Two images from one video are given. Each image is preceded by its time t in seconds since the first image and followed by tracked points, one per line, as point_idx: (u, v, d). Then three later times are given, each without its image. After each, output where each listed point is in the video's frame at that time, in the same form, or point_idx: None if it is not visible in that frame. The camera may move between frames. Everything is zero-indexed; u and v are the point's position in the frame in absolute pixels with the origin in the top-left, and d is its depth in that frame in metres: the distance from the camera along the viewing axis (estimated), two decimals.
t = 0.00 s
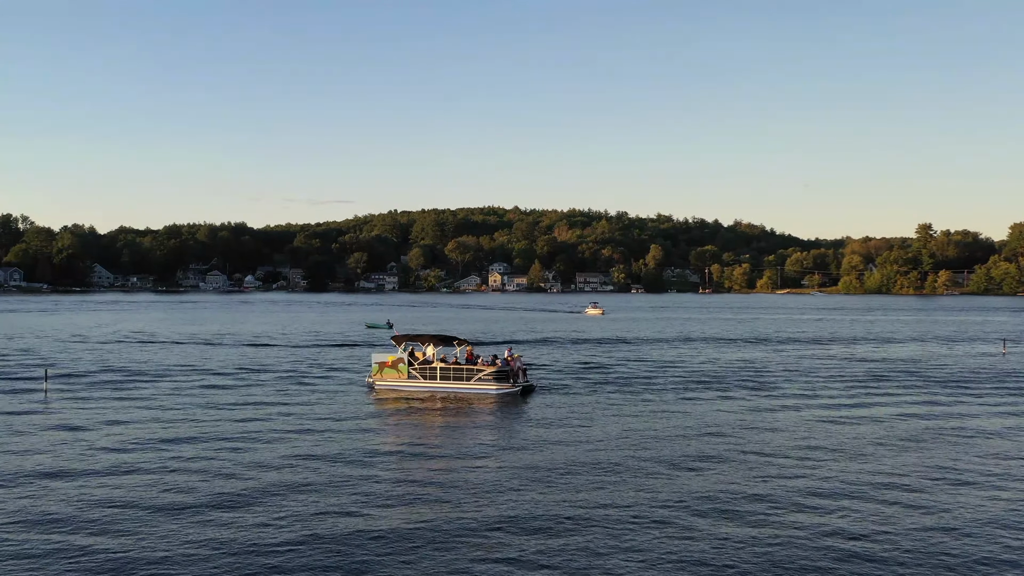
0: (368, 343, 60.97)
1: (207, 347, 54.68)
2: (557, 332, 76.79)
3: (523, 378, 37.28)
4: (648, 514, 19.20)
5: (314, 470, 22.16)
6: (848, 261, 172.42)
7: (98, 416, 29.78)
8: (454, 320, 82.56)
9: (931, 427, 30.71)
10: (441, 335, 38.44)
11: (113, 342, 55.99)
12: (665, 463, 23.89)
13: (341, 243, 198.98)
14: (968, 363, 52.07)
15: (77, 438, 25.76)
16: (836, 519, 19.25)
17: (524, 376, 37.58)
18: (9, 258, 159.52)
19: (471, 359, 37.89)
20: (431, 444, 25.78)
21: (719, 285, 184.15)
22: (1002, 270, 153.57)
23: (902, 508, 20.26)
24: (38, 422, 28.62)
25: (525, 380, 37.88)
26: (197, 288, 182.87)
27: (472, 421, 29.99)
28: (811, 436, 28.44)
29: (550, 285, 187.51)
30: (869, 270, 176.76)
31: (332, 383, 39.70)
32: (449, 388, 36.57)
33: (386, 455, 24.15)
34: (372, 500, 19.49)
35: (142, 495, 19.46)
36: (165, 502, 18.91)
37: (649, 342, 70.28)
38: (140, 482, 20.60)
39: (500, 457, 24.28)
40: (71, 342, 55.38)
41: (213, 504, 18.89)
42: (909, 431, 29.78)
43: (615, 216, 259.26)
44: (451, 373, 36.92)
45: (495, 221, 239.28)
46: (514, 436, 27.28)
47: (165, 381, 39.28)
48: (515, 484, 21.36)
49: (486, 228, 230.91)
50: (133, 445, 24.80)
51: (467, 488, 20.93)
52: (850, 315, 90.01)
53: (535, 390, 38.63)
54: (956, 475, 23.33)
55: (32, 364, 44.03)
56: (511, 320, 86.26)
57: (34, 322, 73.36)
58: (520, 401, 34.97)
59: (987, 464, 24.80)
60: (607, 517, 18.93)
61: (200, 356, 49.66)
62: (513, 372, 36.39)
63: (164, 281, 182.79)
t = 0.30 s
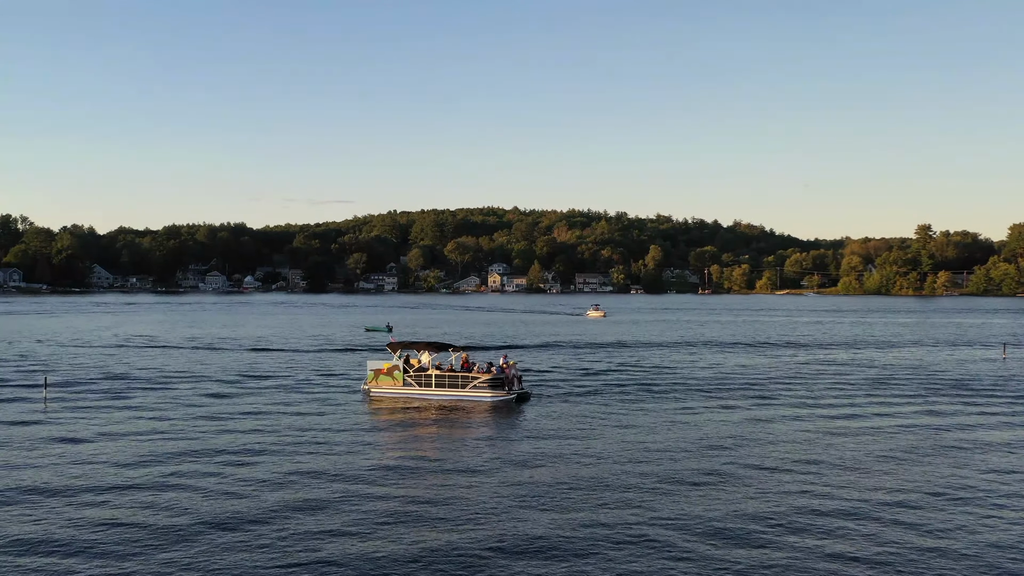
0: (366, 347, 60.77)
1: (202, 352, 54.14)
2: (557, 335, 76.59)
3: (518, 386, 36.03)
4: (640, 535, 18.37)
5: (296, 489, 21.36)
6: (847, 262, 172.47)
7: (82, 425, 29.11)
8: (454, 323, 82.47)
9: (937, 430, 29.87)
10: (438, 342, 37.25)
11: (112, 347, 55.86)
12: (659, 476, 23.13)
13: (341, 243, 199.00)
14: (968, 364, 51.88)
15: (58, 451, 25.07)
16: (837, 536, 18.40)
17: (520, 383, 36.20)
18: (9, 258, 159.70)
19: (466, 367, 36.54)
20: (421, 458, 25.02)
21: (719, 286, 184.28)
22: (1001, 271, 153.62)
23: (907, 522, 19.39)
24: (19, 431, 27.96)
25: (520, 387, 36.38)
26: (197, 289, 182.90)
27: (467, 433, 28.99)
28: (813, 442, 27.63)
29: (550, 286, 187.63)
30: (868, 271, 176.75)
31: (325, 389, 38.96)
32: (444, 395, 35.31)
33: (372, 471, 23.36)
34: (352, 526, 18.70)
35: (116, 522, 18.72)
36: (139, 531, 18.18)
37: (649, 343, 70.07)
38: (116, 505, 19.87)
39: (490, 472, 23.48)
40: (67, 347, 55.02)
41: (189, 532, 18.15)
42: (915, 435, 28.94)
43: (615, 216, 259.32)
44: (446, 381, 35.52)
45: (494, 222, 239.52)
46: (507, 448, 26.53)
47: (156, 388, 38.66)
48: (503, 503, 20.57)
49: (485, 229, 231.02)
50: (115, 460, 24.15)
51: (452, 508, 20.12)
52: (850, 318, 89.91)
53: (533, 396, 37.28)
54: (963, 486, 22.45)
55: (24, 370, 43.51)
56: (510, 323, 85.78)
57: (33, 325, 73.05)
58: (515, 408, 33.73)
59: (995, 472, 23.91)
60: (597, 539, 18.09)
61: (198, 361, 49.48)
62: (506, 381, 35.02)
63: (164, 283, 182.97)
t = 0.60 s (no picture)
0: (364, 351, 60.59)
1: (200, 358, 54.00)
2: (556, 338, 76.43)
3: (513, 393, 35.81)
4: (629, 547, 18.10)
5: (284, 502, 21.14)
6: (847, 263, 172.59)
7: (73, 434, 28.91)
8: (453, 325, 82.38)
9: (934, 437, 29.65)
10: (433, 350, 37.09)
11: (109, 352, 55.69)
12: (652, 481, 22.95)
13: (341, 244, 198.88)
14: (968, 369, 51.79)
15: (49, 464, 24.88)
16: (829, 548, 18.13)
17: (515, 390, 36.01)
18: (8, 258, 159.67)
19: (462, 375, 36.39)
20: (414, 467, 24.79)
21: (718, 286, 184.37)
22: (1001, 272, 153.73)
23: (899, 533, 19.16)
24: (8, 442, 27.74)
25: (516, 395, 36.19)
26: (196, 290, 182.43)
27: (462, 440, 28.86)
28: (810, 449, 27.36)
29: (550, 287, 187.55)
30: (868, 272, 176.85)
31: (321, 397, 38.74)
32: (439, 403, 35.11)
33: (363, 481, 23.14)
34: (338, 539, 18.50)
35: (100, 542, 18.48)
36: (122, 549, 17.95)
37: (648, 346, 69.94)
38: (101, 524, 19.64)
39: (483, 481, 23.28)
40: (64, 352, 54.85)
41: (172, 550, 17.91)
42: (913, 440, 28.61)
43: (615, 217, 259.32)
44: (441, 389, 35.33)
45: (493, 223, 239.51)
46: (502, 455, 26.34)
47: (153, 395, 38.53)
48: (491, 512, 20.40)
49: (484, 229, 230.96)
50: (108, 473, 24.02)
51: (440, 518, 19.89)
52: (850, 320, 89.95)
53: (529, 403, 37.07)
54: (960, 493, 22.17)
55: (20, 377, 43.38)
56: (510, 326, 85.72)
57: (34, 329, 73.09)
58: (510, 416, 33.46)
59: (993, 480, 23.58)
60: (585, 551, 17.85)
61: (195, 367, 49.31)
62: (502, 389, 34.80)
63: (163, 284, 182.57)
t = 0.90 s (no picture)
0: (362, 354, 60.54)
1: (198, 361, 53.95)
2: (554, 341, 76.39)
3: (508, 400, 35.80)
4: (622, 557, 18.09)
5: (279, 506, 21.16)
6: (846, 263, 172.69)
7: (69, 437, 28.82)
8: (452, 327, 82.38)
9: (930, 442, 29.64)
10: (428, 356, 37.03)
11: (107, 355, 55.59)
12: (646, 488, 22.98)
13: (341, 245, 198.91)
14: (965, 374, 51.84)
15: (44, 465, 24.84)
16: (824, 559, 18.09)
17: (510, 397, 35.92)
18: (8, 258, 159.40)
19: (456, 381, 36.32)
20: (409, 472, 24.84)
21: (718, 287, 184.35)
22: (1000, 273, 153.79)
23: (891, 542, 19.17)
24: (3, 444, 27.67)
25: (511, 402, 36.11)
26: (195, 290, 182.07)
27: (457, 444, 28.79)
28: (805, 453, 27.43)
29: (550, 288, 187.17)
30: (867, 273, 176.98)
31: (317, 401, 38.71)
32: (434, 409, 35.03)
33: (357, 487, 23.13)
34: (332, 546, 18.55)
35: (92, 546, 18.47)
36: (116, 554, 17.92)
37: (646, 349, 69.93)
38: (95, 526, 19.72)
39: (477, 488, 23.24)
40: (62, 355, 54.78)
41: (164, 555, 17.86)
42: (909, 447, 28.63)
43: (614, 217, 259.37)
44: (437, 396, 35.21)
45: (492, 223, 239.72)
46: (498, 460, 26.41)
47: (151, 398, 38.49)
48: (485, 519, 20.43)
49: (484, 230, 231.02)
50: (104, 474, 24.00)
51: (433, 527, 19.87)
52: (850, 323, 90.01)
53: (525, 409, 37.03)
54: (953, 502, 22.18)
55: (17, 381, 43.29)
56: (509, 328, 85.77)
57: (33, 331, 73.01)
58: (505, 422, 33.50)
59: (987, 486, 23.63)
60: (578, 562, 17.83)
61: (193, 370, 49.28)
62: (496, 396, 34.77)
63: (162, 284, 182.45)
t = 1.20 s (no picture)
0: (361, 357, 60.50)
1: (196, 364, 53.95)
2: (553, 343, 76.38)
3: (504, 403, 35.78)
4: (615, 568, 18.09)
5: (273, 515, 21.16)
6: (846, 264, 172.78)
7: (66, 443, 28.76)
8: (451, 329, 82.34)
9: (927, 447, 29.67)
10: (424, 359, 36.99)
11: (105, 358, 55.50)
12: (643, 497, 22.95)
13: (340, 245, 199.02)
14: (963, 377, 51.87)
15: (40, 473, 24.79)
16: (819, 570, 18.07)
17: (505, 400, 35.93)
18: (7, 259, 159.24)
19: (453, 385, 36.31)
20: (405, 479, 24.86)
21: (717, 287, 184.28)
22: (999, 274, 153.91)
23: (887, 552, 19.19)
24: None
25: (507, 405, 36.11)
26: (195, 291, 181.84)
27: (454, 450, 28.83)
28: (800, 460, 27.50)
29: (549, 289, 187.19)
30: (866, 273, 177.15)
31: (314, 404, 38.70)
32: (430, 413, 35.03)
33: (353, 495, 23.12)
34: (326, 556, 18.55)
35: (88, 557, 18.42)
36: (111, 566, 17.87)
37: (644, 351, 69.94)
38: (91, 536, 19.67)
39: (474, 495, 23.25)
40: (60, 358, 54.70)
41: (157, 566, 17.85)
42: (906, 452, 28.63)
43: (613, 217, 259.62)
44: (433, 399, 35.19)
45: (491, 223, 240.11)
46: (494, 466, 26.49)
47: (148, 402, 38.42)
48: (478, 528, 20.49)
49: (483, 231, 231.21)
50: (101, 482, 23.92)
51: (428, 536, 19.86)
52: (849, 324, 90.09)
53: (520, 412, 37.03)
54: (949, 510, 22.18)
55: (15, 385, 43.31)
56: (508, 330, 85.85)
57: (32, 332, 73.04)
58: (501, 426, 33.53)
59: (980, 494, 23.65)
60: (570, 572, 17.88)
61: (191, 373, 49.20)
62: (492, 400, 34.79)
63: (162, 284, 182.23)
